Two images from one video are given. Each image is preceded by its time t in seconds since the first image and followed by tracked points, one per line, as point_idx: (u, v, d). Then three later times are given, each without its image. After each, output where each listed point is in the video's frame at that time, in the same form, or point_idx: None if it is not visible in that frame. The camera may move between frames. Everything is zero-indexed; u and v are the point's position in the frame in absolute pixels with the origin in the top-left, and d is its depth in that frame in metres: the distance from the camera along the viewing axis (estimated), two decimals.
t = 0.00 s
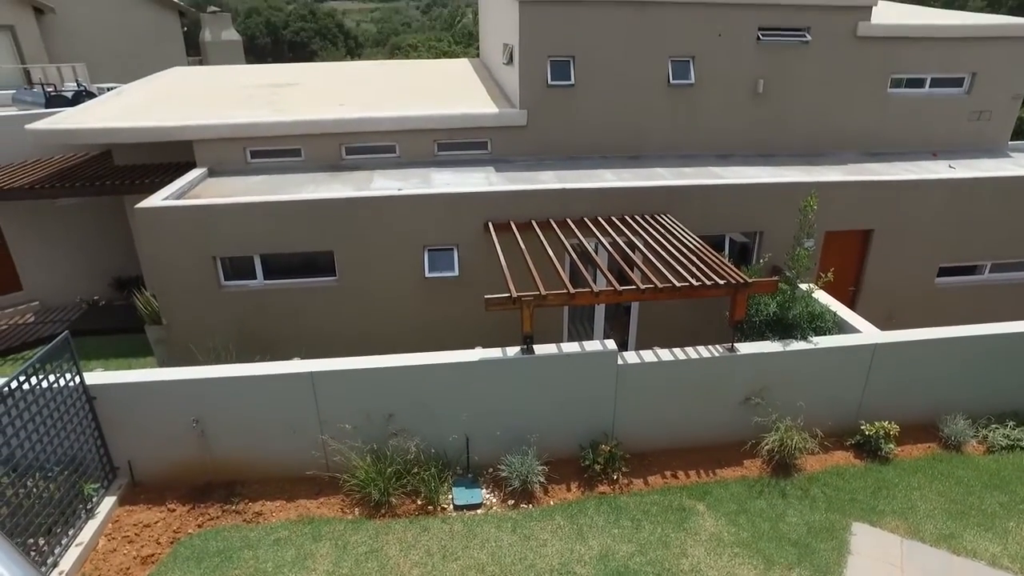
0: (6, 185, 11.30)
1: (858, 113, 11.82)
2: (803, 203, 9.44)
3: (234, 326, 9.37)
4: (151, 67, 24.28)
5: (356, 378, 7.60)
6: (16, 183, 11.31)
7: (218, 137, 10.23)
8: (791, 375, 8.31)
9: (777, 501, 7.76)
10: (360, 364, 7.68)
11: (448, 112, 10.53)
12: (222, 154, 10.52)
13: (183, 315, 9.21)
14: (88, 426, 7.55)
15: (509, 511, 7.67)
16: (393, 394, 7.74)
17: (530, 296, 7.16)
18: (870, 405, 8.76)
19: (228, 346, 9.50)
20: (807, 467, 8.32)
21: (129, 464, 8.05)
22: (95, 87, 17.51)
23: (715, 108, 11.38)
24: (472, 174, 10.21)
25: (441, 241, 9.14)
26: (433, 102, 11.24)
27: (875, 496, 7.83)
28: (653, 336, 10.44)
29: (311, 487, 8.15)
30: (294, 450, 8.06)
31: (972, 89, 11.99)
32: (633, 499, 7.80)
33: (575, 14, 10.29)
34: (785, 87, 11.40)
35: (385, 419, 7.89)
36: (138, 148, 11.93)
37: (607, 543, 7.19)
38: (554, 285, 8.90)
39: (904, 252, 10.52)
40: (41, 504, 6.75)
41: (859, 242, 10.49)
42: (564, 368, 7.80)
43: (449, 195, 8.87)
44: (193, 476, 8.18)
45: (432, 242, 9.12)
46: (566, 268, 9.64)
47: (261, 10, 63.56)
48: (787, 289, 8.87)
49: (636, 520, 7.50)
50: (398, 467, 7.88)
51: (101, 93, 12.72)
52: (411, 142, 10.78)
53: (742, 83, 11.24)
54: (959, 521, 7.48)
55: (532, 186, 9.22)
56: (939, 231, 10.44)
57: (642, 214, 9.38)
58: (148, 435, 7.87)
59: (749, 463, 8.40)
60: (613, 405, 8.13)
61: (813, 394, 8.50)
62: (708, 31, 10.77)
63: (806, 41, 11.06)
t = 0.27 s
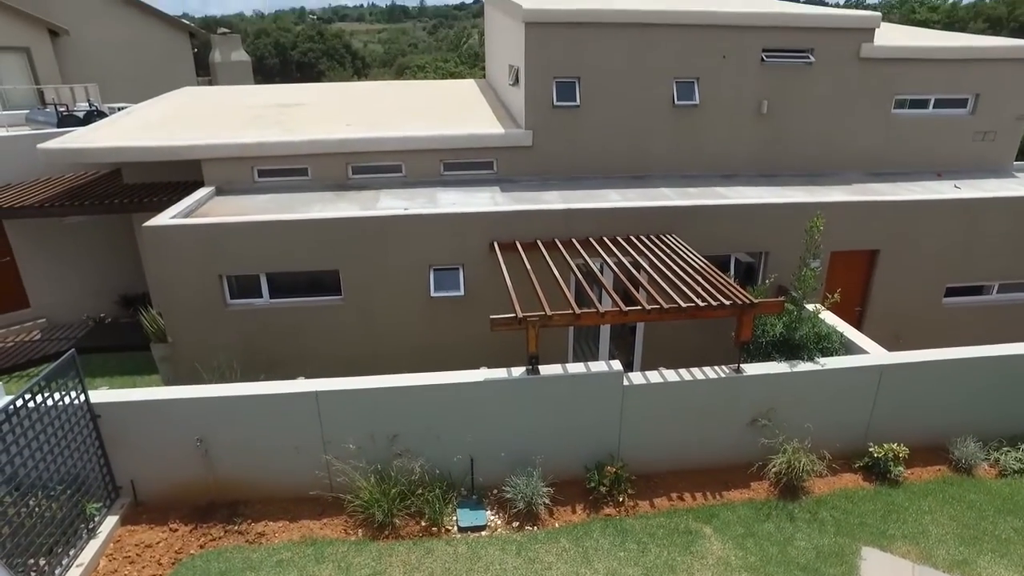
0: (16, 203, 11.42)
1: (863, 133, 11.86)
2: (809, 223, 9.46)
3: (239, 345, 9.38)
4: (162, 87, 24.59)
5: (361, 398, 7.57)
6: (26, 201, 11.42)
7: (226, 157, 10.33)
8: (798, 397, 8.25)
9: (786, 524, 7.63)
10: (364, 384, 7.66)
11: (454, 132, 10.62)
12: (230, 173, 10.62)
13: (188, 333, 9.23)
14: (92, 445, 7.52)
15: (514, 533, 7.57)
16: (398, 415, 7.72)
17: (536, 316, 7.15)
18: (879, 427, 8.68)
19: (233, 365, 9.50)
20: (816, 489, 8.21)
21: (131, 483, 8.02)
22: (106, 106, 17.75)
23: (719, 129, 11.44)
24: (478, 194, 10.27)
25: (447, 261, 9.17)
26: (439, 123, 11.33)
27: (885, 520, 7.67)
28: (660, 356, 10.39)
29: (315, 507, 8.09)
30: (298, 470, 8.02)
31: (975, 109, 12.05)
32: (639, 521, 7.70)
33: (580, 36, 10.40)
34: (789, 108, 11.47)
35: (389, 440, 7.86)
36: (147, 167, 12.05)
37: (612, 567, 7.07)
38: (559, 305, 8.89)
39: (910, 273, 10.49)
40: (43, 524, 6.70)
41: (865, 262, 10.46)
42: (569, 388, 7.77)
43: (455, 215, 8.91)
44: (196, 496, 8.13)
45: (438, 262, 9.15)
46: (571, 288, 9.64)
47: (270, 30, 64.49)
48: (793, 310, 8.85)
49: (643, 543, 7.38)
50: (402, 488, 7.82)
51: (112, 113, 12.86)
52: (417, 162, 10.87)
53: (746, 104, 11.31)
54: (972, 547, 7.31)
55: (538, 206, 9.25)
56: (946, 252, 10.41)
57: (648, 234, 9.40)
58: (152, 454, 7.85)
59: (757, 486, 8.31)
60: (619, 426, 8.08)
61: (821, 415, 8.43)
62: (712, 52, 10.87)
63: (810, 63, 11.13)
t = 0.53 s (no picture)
0: (26, 224, 11.50)
1: (867, 156, 11.91)
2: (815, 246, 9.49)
3: (244, 367, 9.37)
4: (171, 110, 24.92)
5: (366, 422, 7.53)
6: (36, 222, 11.51)
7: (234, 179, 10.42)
8: (806, 421, 8.18)
9: (795, 551, 7.44)
10: (369, 406, 7.63)
11: (460, 155, 10.70)
12: (238, 196, 10.70)
13: (193, 355, 9.23)
14: (94, 467, 7.46)
15: (519, 558, 7.41)
16: (402, 438, 7.67)
17: (542, 339, 7.12)
18: (888, 452, 8.57)
19: (237, 387, 9.48)
20: (825, 515, 8.05)
21: (133, 506, 7.96)
22: (116, 129, 17.98)
23: (724, 152, 11.50)
24: (483, 217, 10.31)
25: (452, 283, 9.18)
26: (445, 146, 11.42)
27: (897, 547, 7.44)
28: (666, 379, 10.36)
29: (318, 532, 7.98)
30: (301, 493, 7.95)
31: (979, 132, 12.08)
32: (646, 547, 7.53)
33: (585, 61, 10.52)
34: (793, 131, 11.53)
35: (393, 463, 7.79)
36: (156, 188, 12.15)
37: None
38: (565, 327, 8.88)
39: (917, 295, 10.45)
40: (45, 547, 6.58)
41: (872, 285, 10.43)
42: (575, 412, 7.72)
43: (461, 237, 8.93)
44: (198, 519, 8.06)
45: (443, 284, 9.16)
46: (576, 310, 9.63)
47: (278, 54, 65.49)
48: (800, 333, 8.81)
49: (650, 570, 7.18)
50: (406, 512, 7.71)
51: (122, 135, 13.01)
52: (423, 184, 10.94)
53: (750, 127, 11.38)
54: None
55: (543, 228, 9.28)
56: (953, 274, 10.37)
57: (654, 257, 9.42)
58: (155, 476, 7.80)
59: (765, 511, 8.17)
60: (625, 450, 8.00)
61: (829, 440, 8.34)
62: (716, 76, 10.97)
63: (814, 86, 11.24)
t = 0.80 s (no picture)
0: (33, 245, 11.57)
1: (870, 179, 11.95)
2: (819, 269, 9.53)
3: (247, 389, 9.35)
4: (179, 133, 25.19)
5: (370, 445, 7.49)
6: (43, 243, 11.58)
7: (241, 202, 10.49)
8: (813, 445, 8.10)
9: None
10: (372, 429, 7.58)
11: (465, 178, 10.77)
12: (244, 218, 10.76)
13: (197, 376, 9.22)
14: (95, 489, 7.41)
15: None
16: (405, 462, 7.61)
17: (547, 363, 7.08)
18: (897, 477, 8.46)
19: (240, 409, 9.44)
20: (834, 541, 7.89)
21: (133, 529, 7.88)
22: (124, 151, 18.16)
23: (727, 174, 11.55)
24: (488, 239, 10.34)
25: (457, 305, 9.18)
26: (449, 168, 11.50)
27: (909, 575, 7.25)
28: (670, 401, 10.39)
29: (319, 556, 7.86)
30: (303, 517, 7.87)
31: (982, 155, 12.13)
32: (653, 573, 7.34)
33: (589, 85, 10.62)
34: (796, 153, 11.59)
35: (396, 486, 7.72)
36: (162, 210, 12.23)
37: None
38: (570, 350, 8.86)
39: (924, 318, 10.40)
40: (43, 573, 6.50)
41: (877, 307, 10.38)
42: (580, 436, 7.66)
43: (465, 259, 8.95)
44: (199, 543, 7.96)
45: (448, 306, 9.16)
46: (581, 332, 9.60)
47: (285, 76, 66.37)
48: (806, 356, 8.76)
49: None
50: (409, 537, 7.58)
51: (131, 158, 13.14)
52: (428, 207, 10.99)
53: (754, 150, 11.44)
54: None
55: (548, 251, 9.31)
56: (958, 296, 10.34)
57: (659, 279, 9.43)
58: (157, 499, 7.74)
59: (773, 537, 8.03)
60: (631, 474, 7.92)
61: (836, 464, 8.25)
62: (719, 100, 11.05)
63: (816, 109, 11.31)
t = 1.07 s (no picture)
0: (39, 265, 11.62)
1: (874, 200, 11.97)
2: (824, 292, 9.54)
3: (250, 411, 9.31)
4: (186, 155, 25.43)
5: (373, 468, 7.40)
6: (49, 263, 11.63)
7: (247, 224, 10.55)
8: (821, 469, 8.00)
9: None
10: (376, 452, 7.52)
11: (469, 200, 10.82)
12: (249, 240, 10.82)
13: (201, 398, 9.18)
14: (96, 512, 7.34)
15: None
16: (409, 485, 7.52)
17: (551, 386, 7.03)
18: (907, 501, 8.33)
19: (243, 432, 9.38)
20: (844, 567, 7.70)
21: (132, 553, 7.77)
22: (131, 172, 18.32)
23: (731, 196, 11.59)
24: (492, 261, 10.37)
25: (461, 327, 9.17)
26: (453, 190, 11.56)
27: None
28: (676, 424, 10.32)
29: None
30: (305, 541, 7.76)
31: (985, 177, 12.17)
32: None
33: (593, 107, 10.70)
34: (799, 175, 11.64)
35: (399, 510, 7.62)
36: (168, 231, 12.29)
37: None
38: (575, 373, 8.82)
39: (930, 340, 10.35)
40: None
41: (883, 329, 10.35)
42: (586, 459, 7.58)
43: (470, 281, 8.96)
44: (199, 568, 7.85)
45: (452, 328, 9.15)
46: (585, 355, 9.57)
47: (290, 99, 67.20)
48: (812, 379, 8.70)
49: None
50: (411, 562, 7.29)
51: (138, 180, 13.25)
52: (433, 228, 11.04)
53: (757, 172, 11.50)
54: None
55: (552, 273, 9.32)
56: (964, 318, 10.29)
57: (663, 301, 9.43)
58: (157, 523, 7.65)
59: (781, 563, 7.86)
60: (637, 498, 7.82)
61: (845, 488, 8.14)
62: (722, 122, 11.13)
63: (819, 131, 11.41)
